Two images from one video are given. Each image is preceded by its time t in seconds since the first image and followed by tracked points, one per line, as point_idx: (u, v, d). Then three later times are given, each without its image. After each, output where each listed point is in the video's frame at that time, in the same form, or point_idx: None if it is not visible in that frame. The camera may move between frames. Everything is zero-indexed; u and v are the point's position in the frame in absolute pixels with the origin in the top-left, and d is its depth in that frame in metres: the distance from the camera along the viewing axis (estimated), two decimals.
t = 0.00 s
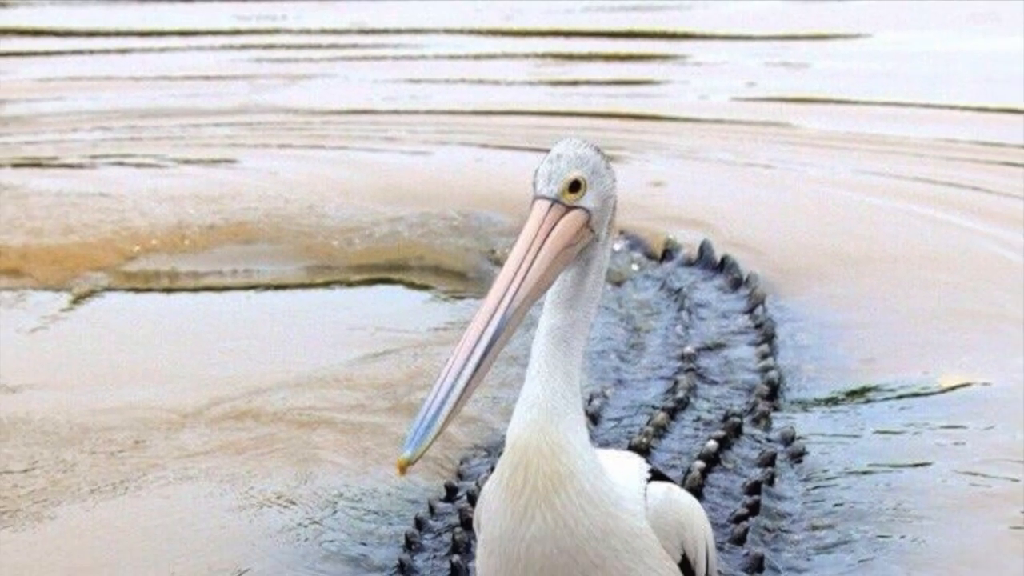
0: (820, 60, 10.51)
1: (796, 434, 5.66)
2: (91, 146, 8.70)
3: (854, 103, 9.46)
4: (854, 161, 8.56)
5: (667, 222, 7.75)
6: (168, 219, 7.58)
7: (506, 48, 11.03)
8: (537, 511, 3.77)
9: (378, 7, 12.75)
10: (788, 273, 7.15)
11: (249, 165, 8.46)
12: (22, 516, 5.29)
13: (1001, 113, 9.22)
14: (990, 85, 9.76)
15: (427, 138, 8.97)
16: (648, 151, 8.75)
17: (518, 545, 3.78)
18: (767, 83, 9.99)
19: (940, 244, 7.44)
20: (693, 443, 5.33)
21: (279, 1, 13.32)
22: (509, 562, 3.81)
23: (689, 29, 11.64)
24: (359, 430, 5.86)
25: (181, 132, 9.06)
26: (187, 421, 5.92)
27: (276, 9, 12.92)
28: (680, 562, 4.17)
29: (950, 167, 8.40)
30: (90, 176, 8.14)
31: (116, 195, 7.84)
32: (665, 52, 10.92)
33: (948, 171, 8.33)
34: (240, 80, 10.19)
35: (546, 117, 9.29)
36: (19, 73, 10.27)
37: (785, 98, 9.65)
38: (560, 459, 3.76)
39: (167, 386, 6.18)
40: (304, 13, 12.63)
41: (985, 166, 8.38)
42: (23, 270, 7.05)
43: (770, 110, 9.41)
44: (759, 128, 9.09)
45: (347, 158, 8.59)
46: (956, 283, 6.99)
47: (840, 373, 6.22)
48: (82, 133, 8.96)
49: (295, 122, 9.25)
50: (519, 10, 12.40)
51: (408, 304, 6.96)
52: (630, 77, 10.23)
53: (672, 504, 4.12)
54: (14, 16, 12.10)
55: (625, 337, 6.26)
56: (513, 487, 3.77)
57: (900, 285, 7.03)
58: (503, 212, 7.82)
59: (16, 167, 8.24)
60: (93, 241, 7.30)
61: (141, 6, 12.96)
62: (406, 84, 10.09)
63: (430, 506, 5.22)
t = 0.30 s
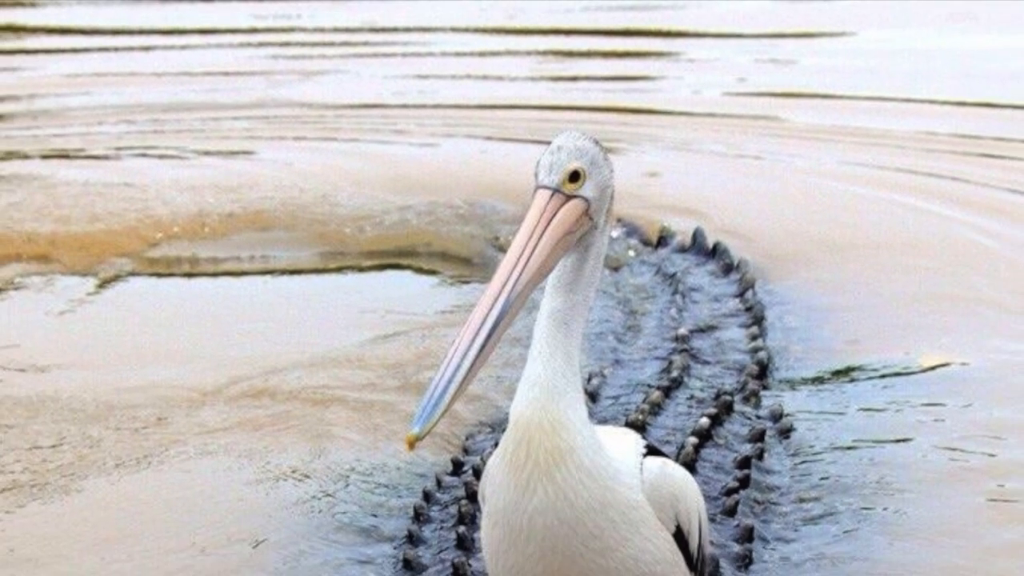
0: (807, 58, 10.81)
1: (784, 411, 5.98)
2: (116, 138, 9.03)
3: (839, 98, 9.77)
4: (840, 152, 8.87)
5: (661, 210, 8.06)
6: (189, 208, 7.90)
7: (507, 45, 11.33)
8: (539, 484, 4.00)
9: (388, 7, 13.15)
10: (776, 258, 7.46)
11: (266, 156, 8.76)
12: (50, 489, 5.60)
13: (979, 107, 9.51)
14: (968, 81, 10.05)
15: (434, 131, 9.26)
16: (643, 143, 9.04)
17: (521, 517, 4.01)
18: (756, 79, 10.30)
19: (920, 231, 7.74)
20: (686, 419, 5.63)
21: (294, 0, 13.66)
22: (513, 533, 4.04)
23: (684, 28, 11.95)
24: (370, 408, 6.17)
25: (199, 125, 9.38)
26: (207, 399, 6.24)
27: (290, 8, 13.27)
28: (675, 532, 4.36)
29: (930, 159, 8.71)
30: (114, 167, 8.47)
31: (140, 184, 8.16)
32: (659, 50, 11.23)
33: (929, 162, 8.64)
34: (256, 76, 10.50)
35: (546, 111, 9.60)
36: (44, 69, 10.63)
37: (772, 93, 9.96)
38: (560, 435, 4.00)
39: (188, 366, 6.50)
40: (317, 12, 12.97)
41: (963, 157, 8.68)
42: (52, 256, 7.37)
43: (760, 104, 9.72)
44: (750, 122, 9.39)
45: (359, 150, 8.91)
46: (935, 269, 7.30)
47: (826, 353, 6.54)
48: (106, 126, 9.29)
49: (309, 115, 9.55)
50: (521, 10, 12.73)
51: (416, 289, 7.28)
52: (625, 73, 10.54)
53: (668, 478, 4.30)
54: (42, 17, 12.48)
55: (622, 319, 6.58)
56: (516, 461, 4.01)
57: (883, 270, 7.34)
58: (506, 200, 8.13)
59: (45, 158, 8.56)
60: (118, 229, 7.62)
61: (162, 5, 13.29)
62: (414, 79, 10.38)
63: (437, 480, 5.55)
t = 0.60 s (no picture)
0: (794, 55, 11.14)
1: (772, 388, 6.35)
2: (142, 131, 9.41)
3: (825, 92, 10.10)
4: (824, 144, 9.21)
5: (656, 199, 8.42)
6: (210, 196, 8.27)
7: (512, 45, 11.63)
8: (541, 457, 4.27)
9: (398, 7, 13.58)
10: (765, 244, 7.82)
11: (282, 148, 9.12)
12: (79, 461, 5.97)
13: (956, 101, 9.84)
14: (945, 77, 10.38)
15: (442, 124, 9.61)
16: (639, 135, 9.39)
17: (524, 488, 4.29)
18: (747, 74, 10.63)
19: (900, 218, 8.10)
20: (680, 396, 5.99)
21: None
22: (518, 503, 4.32)
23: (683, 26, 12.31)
24: (381, 385, 6.53)
25: (221, 118, 9.73)
26: (227, 376, 6.61)
27: (306, 8, 13.65)
28: (666, 502, 4.57)
29: (909, 150, 9.08)
30: (141, 158, 8.83)
31: (164, 174, 8.54)
32: (655, 47, 11.55)
33: (908, 153, 8.99)
34: (275, 72, 10.85)
35: (546, 104, 9.95)
36: (75, 66, 11.00)
37: (759, 87, 10.30)
38: (560, 411, 4.27)
39: (209, 345, 6.87)
40: (333, 12, 13.36)
41: (941, 149, 9.03)
42: (81, 242, 7.73)
43: (749, 99, 10.05)
44: (740, 115, 9.73)
45: (371, 141, 9.26)
46: (913, 254, 7.66)
47: (812, 333, 6.91)
48: (133, 120, 9.65)
49: (324, 109, 9.88)
50: (523, 10, 13.11)
51: (425, 273, 7.64)
52: (620, 69, 10.88)
53: (662, 451, 4.54)
54: (70, 17, 12.88)
55: (619, 301, 6.94)
56: (519, 435, 4.28)
57: (865, 256, 7.69)
58: (510, 188, 8.49)
59: (74, 150, 8.94)
60: (144, 216, 7.99)
61: (185, 5, 13.70)
62: (423, 75, 10.73)
63: (444, 453, 5.91)
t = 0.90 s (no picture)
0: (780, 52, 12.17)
1: (761, 366, 6.75)
2: (165, 124, 10.07)
3: (810, 88, 10.94)
4: (809, 136, 9.84)
5: (651, 187, 8.94)
6: (230, 185, 8.85)
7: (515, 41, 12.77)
8: (542, 431, 4.49)
9: (407, 9, 15.38)
10: (754, 230, 8.32)
11: (299, 140, 9.73)
12: (106, 436, 6.34)
13: (934, 95, 10.62)
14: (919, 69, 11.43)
15: (449, 117, 10.26)
16: (635, 128, 10.04)
17: (526, 460, 4.51)
18: (736, 70, 11.52)
19: (882, 206, 8.62)
20: (673, 373, 6.35)
21: (324, 2, 15.96)
22: (520, 475, 4.55)
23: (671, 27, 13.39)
24: (391, 363, 6.94)
25: (240, 112, 10.45)
26: (246, 356, 7.01)
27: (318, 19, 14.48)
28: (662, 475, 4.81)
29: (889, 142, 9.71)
30: (165, 149, 9.43)
31: (187, 164, 9.13)
32: (649, 45, 12.59)
33: (890, 145, 9.59)
34: (291, 68, 11.71)
35: (548, 99, 10.65)
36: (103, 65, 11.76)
37: (749, 83, 11.10)
38: (561, 388, 4.49)
39: (229, 327, 7.29)
40: (343, 12, 14.83)
41: (921, 140, 9.65)
42: (108, 228, 8.25)
43: (740, 94, 10.81)
44: (729, 108, 10.44)
45: (383, 133, 9.86)
46: (895, 240, 8.14)
47: (798, 315, 7.36)
48: (157, 113, 10.36)
49: (338, 103, 10.63)
50: (526, 10, 14.53)
51: (433, 258, 8.13)
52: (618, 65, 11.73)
53: (657, 427, 4.76)
54: (102, 26, 13.73)
55: (616, 285, 7.33)
56: (521, 411, 4.51)
57: (849, 242, 8.17)
58: (514, 178, 9.03)
59: (102, 142, 9.57)
60: (167, 205, 8.54)
61: (206, 6, 15.55)
62: (431, 71, 11.58)
63: (451, 428, 6.28)
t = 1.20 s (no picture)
0: (770, 50, 12.80)
1: (751, 347, 7.16)
2: (186, 117, 10.65)
3: (798, 82, 11.51)
4: (797, 128, 10.39)
5: (647, 177, 9.46)
6: (248, 175, 9.37)
7: (518, 40, 13.40)
8: (544, 408, 4.54)
9: (417, 8, 16.11)
10: (744, 218, 8.79)
11: (313, 132, 10.30)
12: (130, 413, 6.73)
13: (916, 90, 11.20)
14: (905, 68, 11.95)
15: (455, 111, 10.79)
16: (632, 120, 10.54)
17: (529, 436, 4.59)
18: (728, 67, 12.11)
19: (866, 195, 9.09)
20: (668, 354, 6.71)
21: (337, 4, 16.67)
22: (523, 450, 4.62)
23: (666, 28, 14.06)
24: (401, 344, 7.34)
25: (257, 106, 11.01)
26: (263, 337, 7.42)
27: (333, 20, 15.10)
28: (657, 451, 4.87)
29: (874, 134, 10.21)
30: (185, 141, 9.98)
31: (207, 156, 9.67)
32: (646, 43, 13.25)
33: (874, 137, 10.11)
34: (305, 64, 12.39)
35: (551, 94, 11.21)
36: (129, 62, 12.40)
37: (741, 79, 11.66)
38: (562, 367, 4.53)
39: (247, 310, 7.70)
40: (356, 13, 15.53)
41: (903, 133, 10.16)
42: (132, 217, 8.75)
43: (731, 89, 11.37)
44: (722, 103, 10.99)
45: (393, 126, 10.41)
46: (879, 227, 8.59)
47: (787, 299, 7.78)
48: (179, 106, 10.95)
49: (350, 97, 11.19)
50: (528, 10, 15.15)
51: (440, 244, 8.59)
52: (617, 61, 12.40)
53: (653, 404, 4.83)
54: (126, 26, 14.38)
55: (614, 270, 7.72)
56: (523, 389, 4.56)
57: (835, 228, 8.62)
58: (516, 169, 9.57)
59: (126, 134, 10.12)
60: (188, 194, 9.04)
61: (226, 7, 16.34)
62: (438, 67, 12.18)
63: (458, 406, 6.66)
